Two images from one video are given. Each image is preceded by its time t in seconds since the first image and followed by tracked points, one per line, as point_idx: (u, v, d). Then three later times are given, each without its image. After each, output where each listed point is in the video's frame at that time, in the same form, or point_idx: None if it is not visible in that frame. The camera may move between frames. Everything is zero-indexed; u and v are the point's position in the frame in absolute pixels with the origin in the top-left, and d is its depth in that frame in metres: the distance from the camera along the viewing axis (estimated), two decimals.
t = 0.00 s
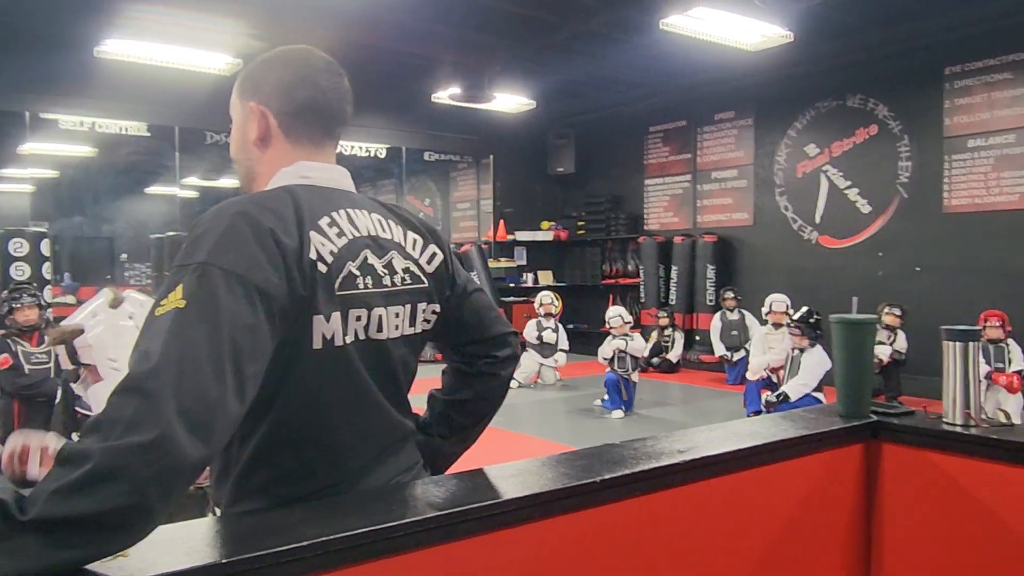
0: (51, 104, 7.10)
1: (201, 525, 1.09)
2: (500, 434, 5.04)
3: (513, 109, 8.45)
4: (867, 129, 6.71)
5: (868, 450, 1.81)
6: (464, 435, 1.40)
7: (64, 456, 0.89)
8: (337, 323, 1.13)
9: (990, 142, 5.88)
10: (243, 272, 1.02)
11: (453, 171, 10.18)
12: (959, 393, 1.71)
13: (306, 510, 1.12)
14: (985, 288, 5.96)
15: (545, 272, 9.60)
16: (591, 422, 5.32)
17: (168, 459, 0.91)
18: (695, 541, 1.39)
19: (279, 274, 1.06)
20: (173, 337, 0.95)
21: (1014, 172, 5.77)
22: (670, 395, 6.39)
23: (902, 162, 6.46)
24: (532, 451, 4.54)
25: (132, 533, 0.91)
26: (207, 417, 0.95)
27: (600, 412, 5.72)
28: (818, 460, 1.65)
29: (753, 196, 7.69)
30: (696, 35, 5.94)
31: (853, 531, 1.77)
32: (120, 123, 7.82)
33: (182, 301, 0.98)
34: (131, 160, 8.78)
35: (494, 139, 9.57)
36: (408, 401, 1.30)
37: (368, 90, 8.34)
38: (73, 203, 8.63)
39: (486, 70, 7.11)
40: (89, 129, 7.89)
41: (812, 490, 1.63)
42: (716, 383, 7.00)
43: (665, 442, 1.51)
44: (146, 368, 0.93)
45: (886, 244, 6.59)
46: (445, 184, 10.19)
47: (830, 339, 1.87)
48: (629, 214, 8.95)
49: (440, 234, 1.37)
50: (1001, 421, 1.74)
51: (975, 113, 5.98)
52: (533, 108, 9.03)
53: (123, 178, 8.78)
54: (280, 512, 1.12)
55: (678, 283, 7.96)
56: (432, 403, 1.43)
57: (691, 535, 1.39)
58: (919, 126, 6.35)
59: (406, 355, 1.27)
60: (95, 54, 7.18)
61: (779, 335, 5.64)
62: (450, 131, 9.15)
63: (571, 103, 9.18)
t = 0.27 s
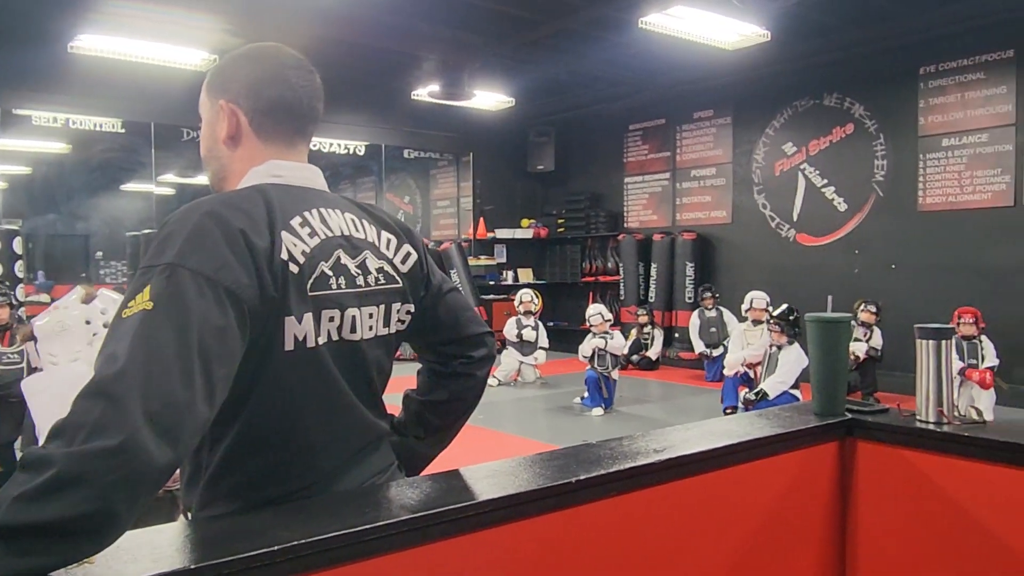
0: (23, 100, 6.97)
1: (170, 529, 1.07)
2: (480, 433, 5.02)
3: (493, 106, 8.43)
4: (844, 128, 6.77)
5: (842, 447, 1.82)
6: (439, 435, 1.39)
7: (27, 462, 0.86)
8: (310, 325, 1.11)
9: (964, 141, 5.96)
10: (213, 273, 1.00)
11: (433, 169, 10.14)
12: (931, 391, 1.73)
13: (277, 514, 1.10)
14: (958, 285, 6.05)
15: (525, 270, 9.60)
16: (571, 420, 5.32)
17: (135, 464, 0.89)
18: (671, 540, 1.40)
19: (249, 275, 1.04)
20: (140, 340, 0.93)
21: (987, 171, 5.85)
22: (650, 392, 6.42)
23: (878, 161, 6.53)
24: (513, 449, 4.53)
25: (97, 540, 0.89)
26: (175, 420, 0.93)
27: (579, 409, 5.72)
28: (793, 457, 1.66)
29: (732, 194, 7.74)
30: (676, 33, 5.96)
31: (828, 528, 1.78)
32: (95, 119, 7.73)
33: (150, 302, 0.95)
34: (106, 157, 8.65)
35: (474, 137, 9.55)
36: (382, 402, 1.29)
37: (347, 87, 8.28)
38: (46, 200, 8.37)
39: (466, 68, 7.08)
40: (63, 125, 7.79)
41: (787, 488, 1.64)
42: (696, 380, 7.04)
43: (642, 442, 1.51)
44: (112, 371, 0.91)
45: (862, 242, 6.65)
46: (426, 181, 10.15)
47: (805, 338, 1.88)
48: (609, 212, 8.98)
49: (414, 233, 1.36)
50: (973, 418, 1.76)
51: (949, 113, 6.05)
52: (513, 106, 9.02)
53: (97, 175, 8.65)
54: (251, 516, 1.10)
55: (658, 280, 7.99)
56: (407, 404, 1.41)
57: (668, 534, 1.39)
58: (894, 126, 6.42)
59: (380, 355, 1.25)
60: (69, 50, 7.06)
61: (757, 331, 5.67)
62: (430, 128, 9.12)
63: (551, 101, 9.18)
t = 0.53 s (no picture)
0: None
1: (141, 532, 1.05)
2: (461, 430, 5.01)
3: (474, 102, 8.40)
4: (821, 125, 6.83)
5: (818, 443, 1.83)
6: (416, 434, 1.39)
7: None
8: (283, 324, 1.10)
9: (939, 138, 6.04)
10: (184, 272, 0.98)
11: (413, 165, 10.09)
12: (905, 387, 1.75)
13: (251, 516, 1.09)
14: (934, 281, 6.13)
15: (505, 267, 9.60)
16: (551, 417, 5.33)
17: (103, 466, 0.87)
18: (649, 538, 1.40)
19: (220, 274, 1.03)
20: (108, 341, 0.92)
21: (962, 168, 5.93)
22: (630, 388, 6.44)
23: (855, 158, 6.60)
24: (493, 446, 4.53)
25: (64, 545, 0.87)
26: (144, 422, 0.92)
27: (560, 406, 5.73)
28: (769, 454, 1.67)
29: (711, 191, 7.78)
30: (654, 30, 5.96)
31: (805, 523, 1.80)
32: (69, 115, 7.62)
33: (119, 302, 0.94)
34: (81, 153, 8.52)
35: (454, 133, 9.52)
36: (358, 401, 1.27)
37: (327, 83, 8.22)
38: (21, 198, 8.25)
39: (445, 63, 7.05)
40: (35, 120, 7.67)
41: (763, 484, 1.65)
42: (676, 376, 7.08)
43: (620, 440, 1.51)
44: (78, 373, 0.89)
45: (840, 238, 6.72)
46: (406, 178, 10.12)
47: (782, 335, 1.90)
48: (589, 208, 8.99)
49: (389, 230, 1.35)
50: (946, 413, 1.78)
51: (924, 110, 6.12)
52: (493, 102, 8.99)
53: (71, 171, 8.52)
54: (225, 518, 1.08)
55: (638, 277, 8.02)
56: (384, 403, 1.41)
57: (645, 532, 1.39)
58: (870, 123, 6.49)
59: (355, 354, 1.24)
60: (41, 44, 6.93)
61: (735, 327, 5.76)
62: (409, 125, 9.08)
63: (531, 97, 9.17)
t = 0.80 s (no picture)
0: None
1: (110, 534, 1.03)
2: (441, 425, 5.00)
3: (453, 97, 8.37)
4: (799, 120, 6.88)
5: (795, 438, 1.85)
6: (392, 432, 1.38)
7: None
8: (254, 322, 1.08)
9: (914, 134, 6.10)
10: (152, 269, 0.96)
11: (393, 160, 10.04)
12: (880, 381, 1.76)
13: (224, 516, 1.07)
14: (909, 274, 6.21)
15: (486, 262, 9.58)
16: (532, 412, 5.33)
17: (69, 468, 0.86)
18: (627, 534, 1.40)
19: (190, 272, 1.01)
20: (73, 339, 0.89)
21: (937, 163, 6.00)
22: (610, 382, 6.46)
23: (832, 153, 6.65)
24: (473, 441, 4.52)
25: (29, 550, 0.85)
26: (111, 422, 0.90)
27: (540, 401, 5.73)
28: (746, 449, 1.68)
29: (691, 186, 7.81)
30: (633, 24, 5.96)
31: (781, 517, 1.81)
32: (42, 108, 7.49)
33: (84, 300, 0.92)
34: (54, 148, 8.38)
35: (434, 127, 9.48)
36: (333, 399, 1.26)
37: (305, 78, 8.15)
38: None
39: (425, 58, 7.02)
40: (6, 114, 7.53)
41: (740, 478, 1.66)
42: (656, 370, 7.11)
43: (597, 436, 1.51)
44: (43, 373, 0.87)
45: (817, 232, 6.78)
46: (386, 173, 10.06)
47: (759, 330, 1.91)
48: (569, 203, 8.99)
49: (364, 226, 1.34)
50: (920, 406, 1.80)
51: (900, 106, 6.19)
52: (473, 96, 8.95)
53: (44, 166, 8.38)
54: (196, 519, 1.07)
55: (618, 271, 8.04)
56: (360, 400, 1.39)
57: (623, 528, 1.39)
58: (847, 118, 6.54)
59: (329, 352, 1.23)
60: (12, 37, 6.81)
61: (712, 322, 5.81)
62: (389, 119, 9.03)
63: (511, 92, 9.15)
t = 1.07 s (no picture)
0: None
1: (74, 536, 1.00)
2: (421, 419, 4.98)
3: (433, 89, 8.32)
4: (777, 114, 6.91)
5: (772, 431, 1.85)
6: (365, 429, 1.36)
7: None
8: (221, 318, 1.06)
9: (891, 127, 6.15)
10: (113, 264, 0.93)
11: (373, 153, 9.97)
12: (856, 373, 1.77)
13: (191, 517, 1.05)
14: (885, 267, 6.27)
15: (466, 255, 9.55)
16: (512, 405, 5.33)
17: (27, 470, 0.83)
18: (604, 530, 1.40)
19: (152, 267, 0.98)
20: (29, 337, 0.87)
21: (913, 156, 6.06)
22: (591, 375, 6.47)
23: (810, 146, 6.69)
24: (453, 436, 4.50)
25: None
26: (71, 422, 0.87)
27: (520, 394, 5.73)
28: (723, 443, 1.68)
29: (670, 179, 7.83)
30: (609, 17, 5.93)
31: (758, 510, 1.82)
32: (13, 100, 7.35)
33: (42, 297, 0.89)
34: (26, 141, 8.23)
35: (413, 120, 9.42)
36: (304, 396, 1.24)
37: (283, 70, 8.06)
38: None
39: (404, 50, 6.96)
40: None
41: (718, 473, 1.66)
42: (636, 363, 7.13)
43: (574, 431, 1.50)
44: None
45: (795, 225, 6.82)
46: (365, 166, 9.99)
47: (737, 324, 1.90)
48: (550, 196, 8.98)
49: (335, 220, 1.31)
50: (895, 398, 1.81)
51: (877, 100, 6.23)
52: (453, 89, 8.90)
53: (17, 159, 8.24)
54: (162, 520, 1.04)
55: (599, 264, 8.04)
56: (332, 397, 1.37)
57: (600, 524, 1.39)
58: (825, 112, 6.58)
59: (300, 348, 1.20)
60: None
61: (690, 315, 5.86)
62: (367, 112, 8.95)
63: (491, 84, 9.11)
